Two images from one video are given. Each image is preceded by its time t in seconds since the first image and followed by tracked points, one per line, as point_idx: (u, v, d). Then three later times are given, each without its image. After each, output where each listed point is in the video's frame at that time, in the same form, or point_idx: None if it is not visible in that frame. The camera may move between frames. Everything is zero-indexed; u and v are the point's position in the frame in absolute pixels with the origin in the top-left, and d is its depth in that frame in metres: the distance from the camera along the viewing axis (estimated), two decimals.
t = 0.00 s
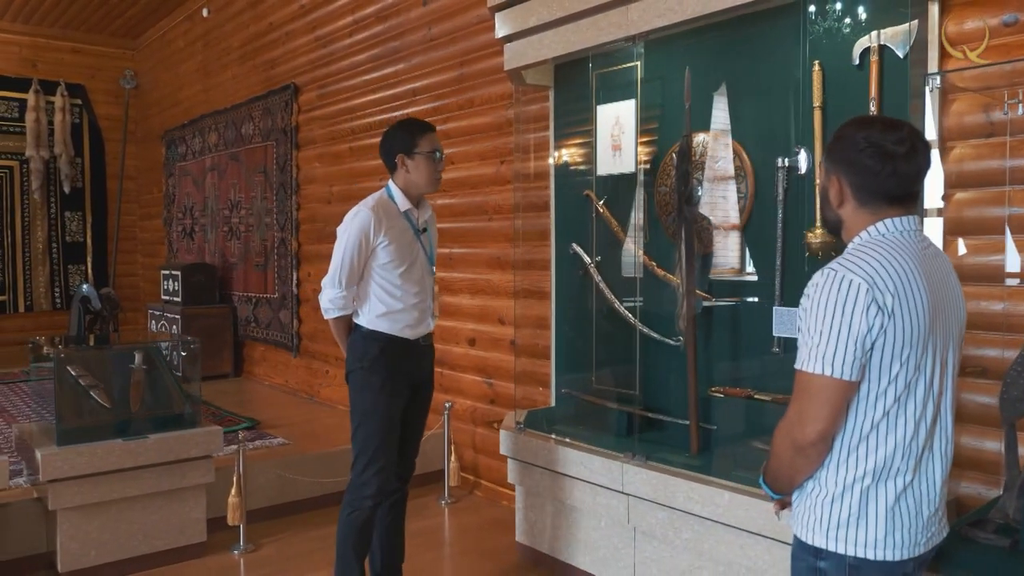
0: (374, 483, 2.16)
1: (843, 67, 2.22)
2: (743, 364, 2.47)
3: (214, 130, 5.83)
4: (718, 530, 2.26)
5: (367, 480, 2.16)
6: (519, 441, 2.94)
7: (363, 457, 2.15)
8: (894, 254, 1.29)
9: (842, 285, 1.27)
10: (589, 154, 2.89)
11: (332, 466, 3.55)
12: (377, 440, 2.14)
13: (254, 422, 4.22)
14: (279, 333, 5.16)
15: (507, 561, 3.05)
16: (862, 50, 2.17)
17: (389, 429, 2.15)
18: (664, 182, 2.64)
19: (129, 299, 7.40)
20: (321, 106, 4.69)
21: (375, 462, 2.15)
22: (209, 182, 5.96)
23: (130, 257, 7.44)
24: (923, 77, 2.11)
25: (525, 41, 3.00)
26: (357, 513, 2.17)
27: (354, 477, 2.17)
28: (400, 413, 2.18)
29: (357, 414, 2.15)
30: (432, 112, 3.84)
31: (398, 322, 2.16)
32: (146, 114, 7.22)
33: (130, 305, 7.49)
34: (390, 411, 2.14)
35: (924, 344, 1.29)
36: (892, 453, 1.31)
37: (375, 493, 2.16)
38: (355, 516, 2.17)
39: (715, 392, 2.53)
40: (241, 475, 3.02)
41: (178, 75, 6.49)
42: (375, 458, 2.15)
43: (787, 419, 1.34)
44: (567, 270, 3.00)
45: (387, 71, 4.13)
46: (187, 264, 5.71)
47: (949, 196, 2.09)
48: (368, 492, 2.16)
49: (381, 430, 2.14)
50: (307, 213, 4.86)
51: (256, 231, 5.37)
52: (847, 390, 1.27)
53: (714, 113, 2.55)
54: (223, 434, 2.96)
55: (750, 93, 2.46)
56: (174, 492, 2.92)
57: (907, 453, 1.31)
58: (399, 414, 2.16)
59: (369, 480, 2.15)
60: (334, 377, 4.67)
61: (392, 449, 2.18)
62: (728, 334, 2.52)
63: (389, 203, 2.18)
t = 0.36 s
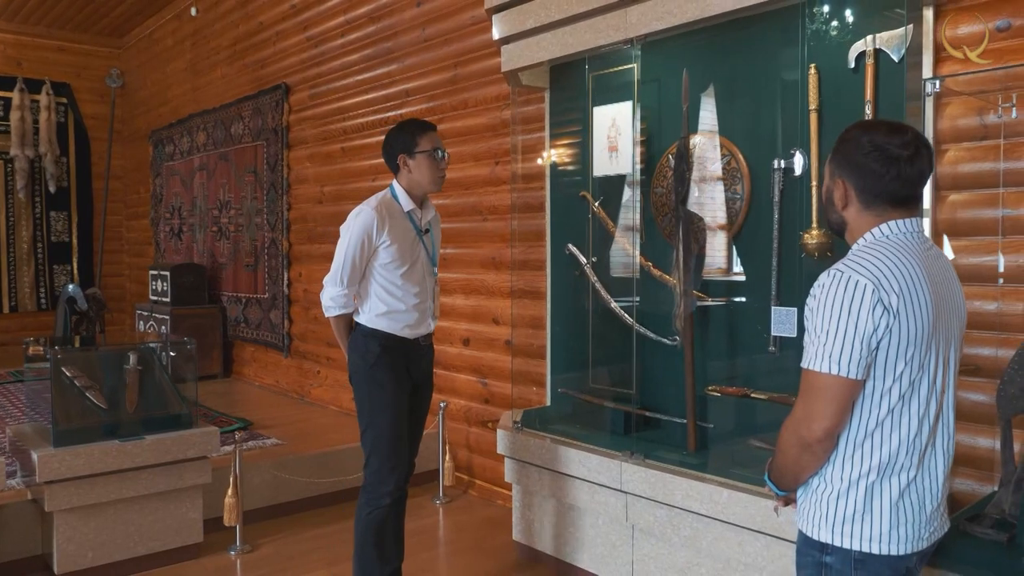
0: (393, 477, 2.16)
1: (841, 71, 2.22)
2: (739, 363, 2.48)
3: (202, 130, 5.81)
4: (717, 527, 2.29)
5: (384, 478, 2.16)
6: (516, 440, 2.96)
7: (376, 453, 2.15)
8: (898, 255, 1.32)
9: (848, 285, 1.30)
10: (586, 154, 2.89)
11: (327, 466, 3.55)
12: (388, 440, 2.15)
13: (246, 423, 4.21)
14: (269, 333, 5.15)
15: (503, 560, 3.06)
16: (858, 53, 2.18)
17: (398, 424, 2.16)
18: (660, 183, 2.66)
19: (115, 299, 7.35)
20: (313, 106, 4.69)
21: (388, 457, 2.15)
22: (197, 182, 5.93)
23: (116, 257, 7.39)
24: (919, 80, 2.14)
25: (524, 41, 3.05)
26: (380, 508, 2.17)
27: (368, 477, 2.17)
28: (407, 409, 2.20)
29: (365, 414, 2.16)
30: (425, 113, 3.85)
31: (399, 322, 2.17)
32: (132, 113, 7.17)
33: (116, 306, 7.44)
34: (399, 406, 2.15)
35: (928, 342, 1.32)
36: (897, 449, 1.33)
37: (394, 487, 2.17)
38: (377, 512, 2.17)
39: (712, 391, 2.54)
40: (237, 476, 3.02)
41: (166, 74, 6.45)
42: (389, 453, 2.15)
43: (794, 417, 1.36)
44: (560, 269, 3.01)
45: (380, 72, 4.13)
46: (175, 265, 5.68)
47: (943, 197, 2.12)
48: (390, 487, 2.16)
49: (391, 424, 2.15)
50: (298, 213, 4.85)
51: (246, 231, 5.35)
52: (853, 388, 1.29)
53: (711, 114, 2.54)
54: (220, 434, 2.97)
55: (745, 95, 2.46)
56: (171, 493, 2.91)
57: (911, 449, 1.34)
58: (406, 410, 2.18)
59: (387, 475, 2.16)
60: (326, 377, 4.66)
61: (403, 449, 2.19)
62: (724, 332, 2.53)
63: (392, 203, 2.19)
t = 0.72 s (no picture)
0: (404, 480, 2.18)
1: (836, 75, 2.26)
2: (735, 362, 2.51)
3: (191, 130, 5.78)
4: (715, 524, 2.32)
5: (397, 479, 2.17)
6: (512, 440, 2.96)
7: (384, 458, 2.16)
8: (904, 258, 1.35)
9: (855, 288, 1.33)
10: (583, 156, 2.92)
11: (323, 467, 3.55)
12: (397, 441, 2.16)
13: (239, 423, 4.20)
14: (260, 333, 5.14)
15: (499, 560, 3.07)
16: (854, 56, 2.22)
17: (405, 427, 2.17)
18: (656, 185, 2.69)
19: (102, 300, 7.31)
20: (304, 107, 4.68)
21: (396, 462, 2.16)
22: (186, 182, 5.91)
23: (102, 258, 7.34)
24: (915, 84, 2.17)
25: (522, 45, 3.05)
26: (396, 511, 2.18)
27: (380, 480, 2.18)
28: (415, 411, 2.21)
29: (374, 416, 2.16)
30: (419, 114, 3.86)
31: (406, 324, 2.19)
32: (118, 113, 7.14)
33: (103, 307, 7.38)
34: (405, 408, 2.16)
35: (932, 343, 1.35)
36: (902, 447, 1.36)
37: (408, 489, 2.19)
38: (393, 516, 2.19)
39: (709, 391, 2.57)
40: (234, 477, 3.02)
41: (154, 73, 6.42)
42: (399, 456, 2.16)
43: (801, 416, 1.39)
44: (558, 270, 3.04)
45: (373, 73, 4.14)
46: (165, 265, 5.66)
47: (938, 199, 2.17)
48: (402, 490, 2.18)
49: (399, 428, 2.16)
50: (290, 213, 4.84)
51: (236, 231, 5.34)
52: (861, 388, 1.32)
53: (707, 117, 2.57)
54: (218, 435, 2.96)
55: (741, 99, 2.49)
56: (169, 494, 2.91)
57: (915, 447, 1.37)
58: (413, 411, 2.19)
59: (398, 478, 2.17)
60: (318, 378, 4.66)
61: (411, 451, 2.21)
62: (721, 333, 2.56)
63: (399, 205, 2.21)
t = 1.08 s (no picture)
0: (410, 484, 2.19)
1: (833, 77, 2.28)
2: (734, 361, 2.53)
3: (180, 129, 5.74)
4: (714, 522, 2.34)
5: (402, 483, 2.18)
6: (509, 440, 2.97)
7: (391, 461, 2.17)
8: (910, 258, 1.36)
9: (863, 288, 1.35)
10: (579, 156, 2.92)
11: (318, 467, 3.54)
12: (404, 445, 2.16)
13: (231, 424, 4.17)
14: (250, 334, 5.11)
15: (495, 559, 3.08)
16: (851, 59, 2.24)
17: (413, 431, 2.18)
18: (654, 185, 2.70)
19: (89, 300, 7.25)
20: (295, 106, 4.66)
21: (403, 465, 2.17)
22: (174, 181, 5.87)
23: (88, 257, 7.28)
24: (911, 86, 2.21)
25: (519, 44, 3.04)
26: (399, 515, 2.18)
27: (383, 483, 2.18)
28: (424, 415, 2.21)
29: (382, 419, 2.16)
30: (412, 113, 3.86)
31: (418, 324, 2.20)
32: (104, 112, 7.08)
33: (89, 307, 7.32)
34: (415, 412, 2.17)
35: (939, 341, 1.37)
36: (908, 444, 1.38)
37: (413, 493, 2.19)
38: (397, 519, 2.19)
39: (707, 389, 2.59)
40: (230, 478, 3.00)
41: (141, 72, 6.37)
42: (405, 460, 2.17)
43: (809, 414, 1.41)
44: (554, 271, 3.04)
45: (365, 73, 4.13)
46: (153, 265, 5.62)
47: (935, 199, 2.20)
48: (407, 494, 2.19)
49: (409, 432, 2.16)
50: (281, 213, 4.82)
51: (225, 231, 5.31)
52: (869, 386, 1.34)
53: (704, 117, 2.58)
54: (213, 435, 2.95)
55: (737, 99, 2.49)
56: (165, 495, 2.89)
57: (922, 444, 1.39)
58: (423, 415, 2.20)
59: (403, 481, 2.18)
60: (309, 378, 4.65)
61: (417, 457, 2.21)
62: (718, 332, 2.57)
63: (405, 205, 2.21)
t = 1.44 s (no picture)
0: (410, 489, 2.18)
1: (830, 78, 2.29)
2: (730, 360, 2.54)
3: (164, 127, 5.68)
4: (713, 521, 2.35)
5: (402, 488, 2.17)
6: (505, 440, 2.97)
7: (392, 465, 2.15)
8: (919, 258, 1.37)
9: (873, 287, 1.35)
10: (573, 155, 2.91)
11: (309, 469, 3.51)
12: (406, 450, 2.15)
13: (219, 426, 4.14)
14: (237, 334, 5.07)
15: (490, 560, 3.07)
16: (847, 60, 2.26)
17: (415, 435, 2.17)
18: (649, 185, 2.70)
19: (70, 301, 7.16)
20: (284, 105, 4.62)
21: (403, 470, 2.16)
22: (159, 180, 5.81)
23: (70, 257, 7.19)
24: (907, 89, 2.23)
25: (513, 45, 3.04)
26: (397, 519, 2.17)
27: (382, 487, 2.18)
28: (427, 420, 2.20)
29: (383, 423, 2.15)
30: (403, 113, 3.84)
31: (420, 324, 2.18)
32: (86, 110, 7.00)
33: (70, 308, 7.23)
34: (417, 417, 2.16)
35: (947, 341, 1.38)
36: (917, 442, 1.39)
37: (412, 498, 2.18)
38: (395, 524, 2.17)
39: (704, 389, 2.60)
40: (222, 480, 2.97)
41: (124, 70, 6.30)
42: (406, 465, 2.16)
43: (818, 413, 1.41)
44: (549, 270, 3.04)
45: (355, 71, 4.11)
46: (137, 265, 5.55)
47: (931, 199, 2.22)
48: (407, 499, 2.17)
49: (411, 436, 2.15)
50: (269, 213, 4.78)
51: (211, 231, 5.26)
52: (879, 385, 1.34)
53: (699, 118, 2.59)
54: (205, 437, 2.91)
55: (733, 100, 2.50)
56: (157, 498, 2.86)
57: (930, 443, 1.40)
58: (426, 419, 2.19)
59: (402, 486, 2.17)
60: (298, 379, 4.61)
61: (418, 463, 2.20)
62: (714, 331, 2.58)
63: (405, 202, 2.19)
